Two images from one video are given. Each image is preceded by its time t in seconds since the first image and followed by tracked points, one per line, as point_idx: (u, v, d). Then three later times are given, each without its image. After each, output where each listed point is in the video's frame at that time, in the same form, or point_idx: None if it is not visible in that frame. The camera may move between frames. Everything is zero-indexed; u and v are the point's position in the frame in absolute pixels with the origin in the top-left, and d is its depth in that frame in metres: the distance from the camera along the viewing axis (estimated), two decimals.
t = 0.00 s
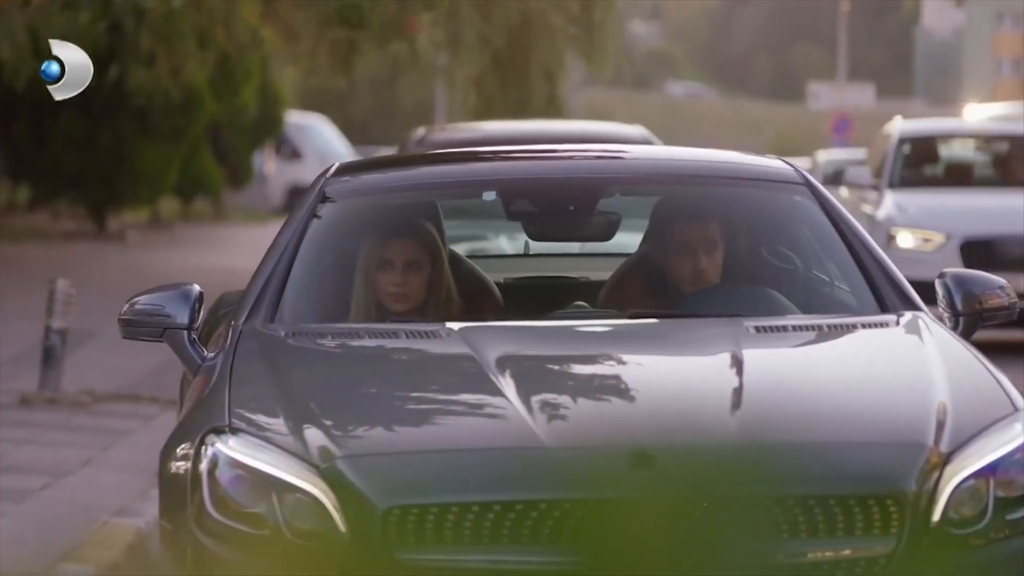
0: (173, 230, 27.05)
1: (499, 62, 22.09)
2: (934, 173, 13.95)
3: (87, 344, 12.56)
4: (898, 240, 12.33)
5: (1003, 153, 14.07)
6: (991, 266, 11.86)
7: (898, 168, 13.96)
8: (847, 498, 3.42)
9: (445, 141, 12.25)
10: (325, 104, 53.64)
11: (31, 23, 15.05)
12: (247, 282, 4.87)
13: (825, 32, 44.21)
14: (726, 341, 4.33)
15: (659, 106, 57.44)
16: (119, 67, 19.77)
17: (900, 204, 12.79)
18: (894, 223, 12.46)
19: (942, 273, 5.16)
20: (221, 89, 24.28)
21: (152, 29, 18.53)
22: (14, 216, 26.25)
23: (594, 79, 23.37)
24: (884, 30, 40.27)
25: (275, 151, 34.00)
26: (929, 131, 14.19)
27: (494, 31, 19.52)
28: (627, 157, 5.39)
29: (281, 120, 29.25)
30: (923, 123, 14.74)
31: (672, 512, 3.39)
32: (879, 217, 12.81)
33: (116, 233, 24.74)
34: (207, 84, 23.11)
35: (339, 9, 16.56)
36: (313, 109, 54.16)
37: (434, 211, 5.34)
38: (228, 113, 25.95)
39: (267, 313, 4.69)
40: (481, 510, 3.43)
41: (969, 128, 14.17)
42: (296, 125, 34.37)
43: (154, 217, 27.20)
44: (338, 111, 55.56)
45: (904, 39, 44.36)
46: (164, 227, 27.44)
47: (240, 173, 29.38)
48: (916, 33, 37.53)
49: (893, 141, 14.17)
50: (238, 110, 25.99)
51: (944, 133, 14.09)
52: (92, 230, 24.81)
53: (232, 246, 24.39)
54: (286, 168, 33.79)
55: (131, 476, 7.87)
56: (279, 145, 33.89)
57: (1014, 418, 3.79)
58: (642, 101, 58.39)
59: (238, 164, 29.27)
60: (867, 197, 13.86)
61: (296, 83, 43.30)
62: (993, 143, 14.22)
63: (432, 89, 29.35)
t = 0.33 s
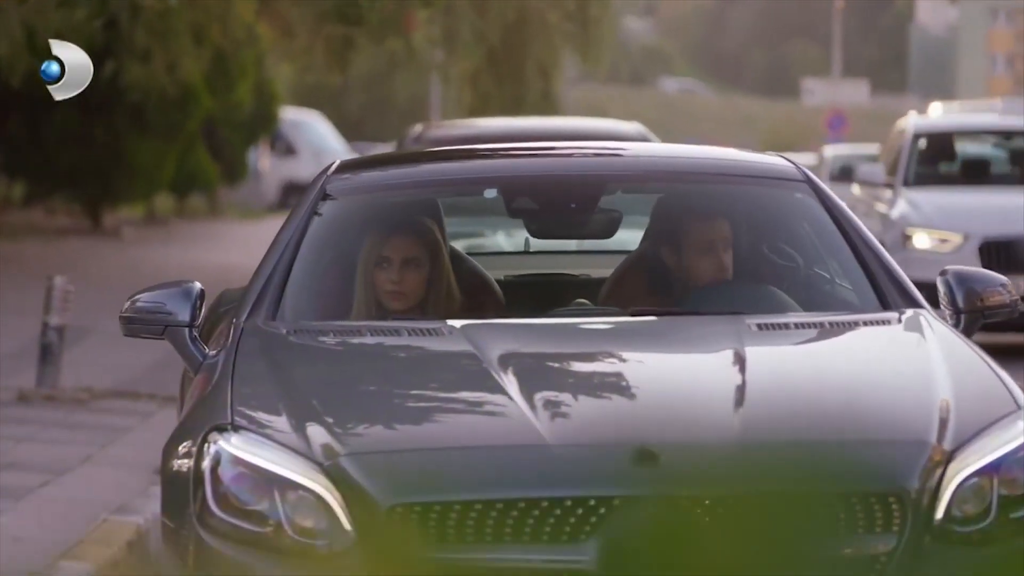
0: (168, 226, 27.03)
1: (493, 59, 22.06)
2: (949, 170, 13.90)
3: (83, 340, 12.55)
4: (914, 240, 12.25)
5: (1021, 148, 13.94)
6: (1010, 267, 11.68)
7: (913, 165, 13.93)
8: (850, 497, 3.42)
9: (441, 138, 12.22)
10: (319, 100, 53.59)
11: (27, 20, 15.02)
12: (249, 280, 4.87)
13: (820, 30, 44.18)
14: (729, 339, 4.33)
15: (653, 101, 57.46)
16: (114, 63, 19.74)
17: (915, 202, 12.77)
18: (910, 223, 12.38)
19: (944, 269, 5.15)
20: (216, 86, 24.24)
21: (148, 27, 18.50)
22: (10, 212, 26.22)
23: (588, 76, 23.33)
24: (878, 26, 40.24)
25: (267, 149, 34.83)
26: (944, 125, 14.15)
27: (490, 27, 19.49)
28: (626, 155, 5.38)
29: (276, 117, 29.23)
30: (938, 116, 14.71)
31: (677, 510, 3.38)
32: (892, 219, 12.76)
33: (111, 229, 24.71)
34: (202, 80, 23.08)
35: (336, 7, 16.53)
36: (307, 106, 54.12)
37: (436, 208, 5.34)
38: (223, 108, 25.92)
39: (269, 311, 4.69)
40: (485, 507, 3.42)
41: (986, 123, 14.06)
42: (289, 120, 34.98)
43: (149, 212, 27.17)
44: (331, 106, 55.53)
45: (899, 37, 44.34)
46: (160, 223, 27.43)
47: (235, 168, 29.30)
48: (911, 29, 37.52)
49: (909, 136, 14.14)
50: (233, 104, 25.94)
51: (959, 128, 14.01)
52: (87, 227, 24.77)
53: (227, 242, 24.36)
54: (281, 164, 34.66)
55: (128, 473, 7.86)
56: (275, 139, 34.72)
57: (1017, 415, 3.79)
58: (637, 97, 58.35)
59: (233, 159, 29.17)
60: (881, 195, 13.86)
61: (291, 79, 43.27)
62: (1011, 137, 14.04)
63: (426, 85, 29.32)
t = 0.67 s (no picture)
0: (152, 217, 26.99)
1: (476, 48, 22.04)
2: (955, 162, 13.70)
3: (70, 332, 12.52)
4: (921, 235, 12.09)
5: None
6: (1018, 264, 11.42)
7: (918, 158, 13.72)
8: (840, 489, 3.43)
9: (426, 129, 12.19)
10: (303, 92, 53.45)
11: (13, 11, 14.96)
12: (240, 272, 4.86)
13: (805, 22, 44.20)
14: (720, 332, 4.33)
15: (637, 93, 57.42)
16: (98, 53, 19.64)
17: (918, 194, 12.68)
18: (916, 217, 12.23)
19: (935, 261, 5.16)
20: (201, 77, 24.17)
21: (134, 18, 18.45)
22: None
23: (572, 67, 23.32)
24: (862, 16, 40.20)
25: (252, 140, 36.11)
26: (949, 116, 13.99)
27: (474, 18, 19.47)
28: (615, 147, 5.38)
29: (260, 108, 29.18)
30: (943, 108, 14.54)
31: (673, 503, 3.38)
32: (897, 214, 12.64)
33: (95, 221, 24.64)
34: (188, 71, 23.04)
35: None
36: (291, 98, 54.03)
37: (427, 201, 5.33)
38: (207, 100, 25.85)
39: (261, 303, 4.69)
40: (479, 500, 3.42)
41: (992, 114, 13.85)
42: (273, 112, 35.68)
43: (134, 204, 27.10)
44: (315, 98, 55.43)
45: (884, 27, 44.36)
46: (144, 214, 27.37)
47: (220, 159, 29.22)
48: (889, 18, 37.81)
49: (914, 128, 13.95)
50: (218, 96, 25.85)
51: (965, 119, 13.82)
52: (71, 218, 24.71)
53: (213, 234, 24.32)
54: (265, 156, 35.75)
55: (115, 466, 7.85)
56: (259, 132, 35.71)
57: (1010, 408, 3.79)
58: (622, 89, 58.31)
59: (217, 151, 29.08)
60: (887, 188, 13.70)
61: (276, 71, 43.19)
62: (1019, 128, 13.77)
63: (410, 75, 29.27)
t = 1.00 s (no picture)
0: (132, 208, 26.91)
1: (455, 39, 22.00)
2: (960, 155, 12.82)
3: (51, 323, 12.48)
4: (927, 228, 11.25)
5: None
6: None
7: (921, 149, 12.86)
8: (830, 480, 3.43)
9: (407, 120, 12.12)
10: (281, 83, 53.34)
11: None
12: (227, 265, 4.85)
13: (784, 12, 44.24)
14: (708, 324, 4.33)
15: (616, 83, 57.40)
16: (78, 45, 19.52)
17: (922, 184, 11.91)
18: (923, 209, 11.39)
19: (922, 253, 5.16)
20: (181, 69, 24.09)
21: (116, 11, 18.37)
22: None
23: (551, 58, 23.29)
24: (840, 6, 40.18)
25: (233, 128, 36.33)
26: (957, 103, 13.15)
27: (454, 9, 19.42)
28: (601, 138, 5.38)
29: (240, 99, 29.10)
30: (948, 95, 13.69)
31: (662, 495, 3.38)
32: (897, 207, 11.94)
33: (76, 212, 24.56)
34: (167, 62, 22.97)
35: None
36: (269, 89, 53.89)
37: (414, 193, 5.32)
38: (185, 90, 25.74)
39: (248, 295, 4.68)
40: (469, 491, 3.42)
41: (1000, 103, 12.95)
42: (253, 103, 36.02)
43: (113, 194, 27.00)
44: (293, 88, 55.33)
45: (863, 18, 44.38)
46: (123, 204, 27.30)
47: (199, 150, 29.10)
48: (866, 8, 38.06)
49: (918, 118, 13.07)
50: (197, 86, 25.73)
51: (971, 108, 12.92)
52: (51, 209, 24.62)
53: (194, 224, 24.26)
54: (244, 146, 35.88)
55: (99, 457, 7.83)
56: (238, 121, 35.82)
57: (998, 401, 3.79)
58: (602, 80, 58.29)
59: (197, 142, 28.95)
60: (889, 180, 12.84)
61: (255, 62, 43.08)
62: None
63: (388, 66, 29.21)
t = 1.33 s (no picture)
0: (114, 200, 26.85)
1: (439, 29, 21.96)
2: (965, 148, 12.37)
3: (34, 316, 12.44)
4: (934, 224, 10.75)
5: None
6: None
7: (927, 143, 12.42)
8: (821, 472, 3.43)
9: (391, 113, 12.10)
10: (262, 76, 53.25)
11: None
12: (216, 258, 4.85)
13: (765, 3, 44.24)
14: (697, 317, 4.33)
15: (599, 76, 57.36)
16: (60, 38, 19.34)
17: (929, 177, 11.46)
18: (930, 204, 10.89)
19: (910, 246, 5.17)
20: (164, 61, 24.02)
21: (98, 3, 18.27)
22: None
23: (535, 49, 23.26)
24: None
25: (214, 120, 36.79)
26: (961, 100, 12.70)
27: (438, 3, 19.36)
28: (589, 131, 5.39)
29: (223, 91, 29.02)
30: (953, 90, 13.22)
31: (653, 489, 3.38)
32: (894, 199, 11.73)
33: (58, 204, 24.47)
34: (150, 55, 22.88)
35: None
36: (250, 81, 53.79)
37: (403, 186, 5.32)
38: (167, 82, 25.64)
39: (236, 289, 4.67)
40: (458, 485, 3.42)
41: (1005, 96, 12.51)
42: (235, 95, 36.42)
43: (95, 187, 26.91)
44: (273, 80, 55.25)
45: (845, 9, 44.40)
46: (105, 196, 27.25)
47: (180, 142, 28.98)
48: None
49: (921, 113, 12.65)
50: (178, 78, 25.62)
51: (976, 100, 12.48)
52: (33, 202, 24.51)
53: (177, 217, 24.18)
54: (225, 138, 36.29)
55: (85, 450, 7.82)
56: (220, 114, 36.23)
57: (988, 393, 3.80)
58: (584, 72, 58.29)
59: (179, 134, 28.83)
60: (892, 175, 12.40)
61: (237, 54, 43.00)
62: None
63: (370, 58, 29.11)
